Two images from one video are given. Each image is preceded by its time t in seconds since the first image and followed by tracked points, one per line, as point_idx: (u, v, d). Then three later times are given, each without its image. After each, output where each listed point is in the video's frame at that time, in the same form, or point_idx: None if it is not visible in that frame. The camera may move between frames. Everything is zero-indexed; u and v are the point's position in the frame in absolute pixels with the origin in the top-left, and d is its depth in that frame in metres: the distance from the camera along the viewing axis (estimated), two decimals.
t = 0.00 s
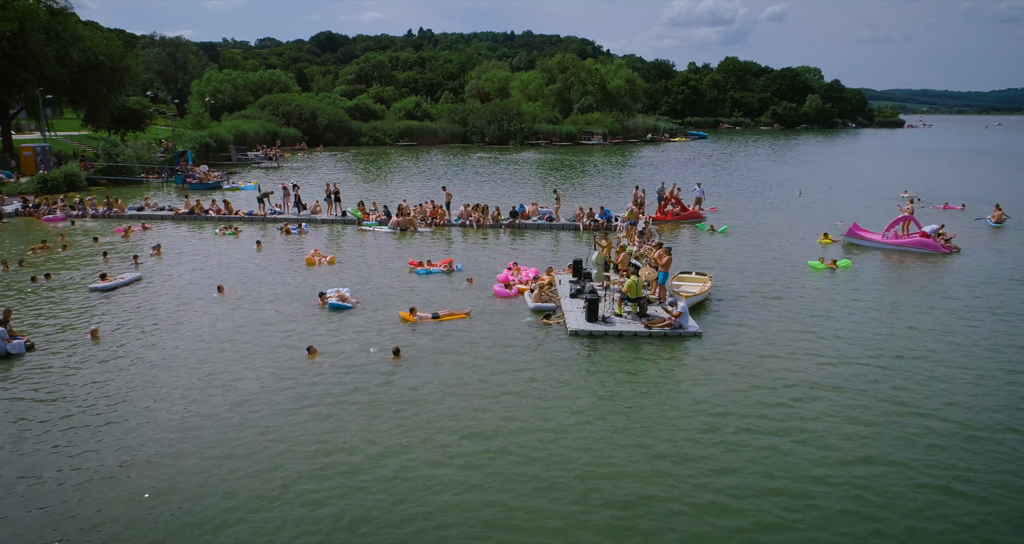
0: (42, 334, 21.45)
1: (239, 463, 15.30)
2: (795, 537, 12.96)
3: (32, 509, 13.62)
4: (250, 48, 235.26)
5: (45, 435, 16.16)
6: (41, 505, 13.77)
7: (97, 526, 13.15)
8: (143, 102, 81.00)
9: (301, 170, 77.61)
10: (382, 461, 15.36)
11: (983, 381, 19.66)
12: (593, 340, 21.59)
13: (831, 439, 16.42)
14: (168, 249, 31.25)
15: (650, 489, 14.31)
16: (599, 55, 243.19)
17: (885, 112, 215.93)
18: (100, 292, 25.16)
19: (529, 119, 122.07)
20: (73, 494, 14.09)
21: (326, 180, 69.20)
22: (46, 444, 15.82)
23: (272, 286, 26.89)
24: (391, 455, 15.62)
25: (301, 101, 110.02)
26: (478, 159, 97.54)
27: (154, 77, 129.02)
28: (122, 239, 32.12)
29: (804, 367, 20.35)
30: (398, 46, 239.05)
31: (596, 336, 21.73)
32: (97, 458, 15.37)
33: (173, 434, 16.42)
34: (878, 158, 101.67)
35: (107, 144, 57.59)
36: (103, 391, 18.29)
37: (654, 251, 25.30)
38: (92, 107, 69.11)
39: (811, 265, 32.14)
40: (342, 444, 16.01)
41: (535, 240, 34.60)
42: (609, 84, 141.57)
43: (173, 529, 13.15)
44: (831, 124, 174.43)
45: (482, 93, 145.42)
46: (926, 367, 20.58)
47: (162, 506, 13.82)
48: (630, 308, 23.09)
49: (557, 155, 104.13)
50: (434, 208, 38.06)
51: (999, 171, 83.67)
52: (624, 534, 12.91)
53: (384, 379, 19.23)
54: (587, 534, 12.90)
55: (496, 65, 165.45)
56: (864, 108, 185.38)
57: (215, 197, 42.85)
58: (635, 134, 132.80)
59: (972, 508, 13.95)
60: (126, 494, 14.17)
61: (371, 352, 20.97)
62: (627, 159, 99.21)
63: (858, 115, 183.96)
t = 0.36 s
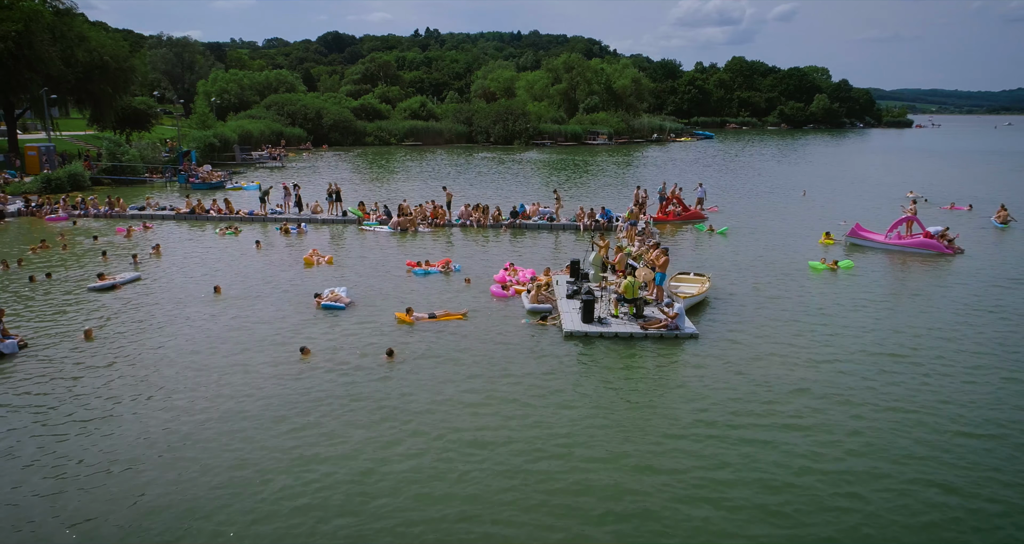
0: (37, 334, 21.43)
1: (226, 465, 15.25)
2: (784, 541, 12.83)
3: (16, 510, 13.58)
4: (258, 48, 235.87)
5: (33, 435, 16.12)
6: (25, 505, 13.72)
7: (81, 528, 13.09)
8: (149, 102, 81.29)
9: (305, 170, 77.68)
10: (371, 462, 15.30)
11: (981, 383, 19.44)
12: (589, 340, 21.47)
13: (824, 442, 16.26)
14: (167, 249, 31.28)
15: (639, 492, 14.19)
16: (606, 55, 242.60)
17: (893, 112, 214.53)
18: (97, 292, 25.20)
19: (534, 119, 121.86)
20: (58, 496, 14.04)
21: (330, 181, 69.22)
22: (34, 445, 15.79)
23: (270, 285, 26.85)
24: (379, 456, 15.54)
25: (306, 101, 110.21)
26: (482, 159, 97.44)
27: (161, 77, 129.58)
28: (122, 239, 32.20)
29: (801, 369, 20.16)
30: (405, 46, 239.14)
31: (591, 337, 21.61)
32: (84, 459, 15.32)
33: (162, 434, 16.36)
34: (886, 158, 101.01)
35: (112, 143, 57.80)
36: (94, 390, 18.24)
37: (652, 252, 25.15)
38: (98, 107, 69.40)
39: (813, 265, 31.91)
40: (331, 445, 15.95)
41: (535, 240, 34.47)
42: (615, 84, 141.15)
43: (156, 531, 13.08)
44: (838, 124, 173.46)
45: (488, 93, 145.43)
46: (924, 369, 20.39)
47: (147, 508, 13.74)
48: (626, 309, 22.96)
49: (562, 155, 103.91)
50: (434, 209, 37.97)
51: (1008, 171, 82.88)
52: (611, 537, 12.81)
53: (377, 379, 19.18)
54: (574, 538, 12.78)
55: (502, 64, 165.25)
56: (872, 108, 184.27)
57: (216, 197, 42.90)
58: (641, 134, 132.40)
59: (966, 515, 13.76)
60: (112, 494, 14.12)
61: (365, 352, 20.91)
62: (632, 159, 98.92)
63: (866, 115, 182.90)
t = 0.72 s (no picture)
0: (31, 333, 21.45)
1: (215, 465, 15.14)
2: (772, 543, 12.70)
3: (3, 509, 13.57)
4: (266, 49, 236.58)
5: (23, 434, 16.10)
6: (11, 505, 13.67)
7: (66, 527, 13.04)
8: (155, 102, 81.58)
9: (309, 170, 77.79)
10: (359, 462, 15.23)
11: (979, 385, 19.24)
12: (584, 342, 21.35)
13: (817, 444, 16.10)
14: (167, 248, 31.33)
15: (632, 496, 14.01)
16: (614, 55, 242.16)
17: (902, 113, 213.27)
18: (95, 292, 25.25)
19: (540, 119, 121.71)
20: (45, 495, 14.01)
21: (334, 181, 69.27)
22: (23, 444, 15.75)
23: (267, 285, 26.83)
24: (370, 458, 15.42)
25: (312, 101, 110.40)
26: (488, 159, 97.36)
27: (168, 77, 130.03)
28: (123, 238, 32.26)
29: (797, 370, 19.98)
30: (412, 46, 239.27)
31: (587, 339, 21.48)
32: (72, 458, 15.29)
33: (151, 434, 16.35)
34: (894, 158, 100.46)
35: (116, 143, 58.01)
36: (86, 390, 18.24)
37: (649, 253, 25.00)
38: (103, 107, 69.63)
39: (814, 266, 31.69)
40: (319, 445, 15.90)
41: (535, 240, 34.36)
42: (621, 84, 140.81)
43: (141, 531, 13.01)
44: (847, 124, 172.52)
45: (494, 93, 145.34)
46: (922, 371, 20.19)
47: (132, 508, 13.68)
48: (622, 311, 22.82)
49: (567, 155, 103.74)
50: (435, 209, 37.91)
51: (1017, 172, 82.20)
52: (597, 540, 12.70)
53: (369, 380, 19.12)
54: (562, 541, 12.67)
55: (509, 64, 165.16)
56: (880, 108, 183.30)
57: (218, 197, 42.99)
58: (647, 134, 132.05)
59: (963, 520, 13.54)
60: (97, 495, 14.06)
61: (359, 352, 20.85)
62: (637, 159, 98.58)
63: (875, 116, 181.95)
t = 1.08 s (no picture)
0: (27, 333, 21.57)
1: (203, 466, 15.14)
2: None
3: None
4: (275, 49, 237.34)
5: (14, 433, 16.21)
6: None
7: (51, 526, 13.09)
8: (162, 102, 81.93)
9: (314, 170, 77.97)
10: (345, 463, 15.23)
11: (977, 386, 19.06)
12: (579, 343, 21.27)
13: (807, 445, 16.00)
14: (168, 248, 31.44)
15: (619, 498, 13.89)
16: (622, 54, 241.49)
17: (912, 113, 211.63)
18: (94, 292, 25.36)
19: (546, 119, 121.55)
20: (33, 494, 14.06)
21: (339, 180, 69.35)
22: (14, 443, 15.86)
23: (266, 285, 26.89)
24: (358, 460, 15.37)
25: (318, 101, 110.66)
26: (493, 159, 97.28)
27: (177, 77, 130.67)
28: (125, 237, 32.41)
29: (793, 371, 19.84)
30: (420, 46, 239.49)
31: (582, 340, 21.40)
32: (60, 457, 15.36)
33: (142, 433, 16.41)
34: (903, 158, 99.68)
35: (122, 143, 58.31)
36: (79, 389, 18.34)
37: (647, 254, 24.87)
38: (110, 106, 69.93)
39: (816, 266, 31.43)
40: (307, 445, 15.92)
41: (536, 241, 34.29)
42: (628, 84, 140.41)
43: (126, 530, 13.03)
44: (856, 124, 171.43)
45: (501, 93, 145.39)
46: (920, 372, 19.98)
47: (119, 506, 13.72)
48: (619, 312, 22.73)
49: (573, 155, 103.55)
50: (437, 209, 37.92)
51: None
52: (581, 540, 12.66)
53: (362, 380, 19.10)
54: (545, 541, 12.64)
55: (516, 64, 165.02)
56: (890, 107, 182.09)
57: (222, 197, 43.14)
58: (654, 133, 131.64)
59: (956, 524, 13.33)
60: (85, 493, 14.12)
61: (354, 353, 20.84)
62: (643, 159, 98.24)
63: (884, 115, 180.81)
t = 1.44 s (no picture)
0: (24, 333, 21.61)
1: (193, 466, 15.06)
2: None
3: None
4: (284, 49, 237.96)
5: (4, 433, 16.16)
6: None
7: (37, 526, 13.05)
8: (168, 102, 82.10)
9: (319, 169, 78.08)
10: (333, 462, 15.15)
11: (975, 388, 18.83)
12: (574, 344, 21.16)
13: (801, 447, 15.81)
14: (168, 247, 31.50)
15: (607, 500, 13.76)
16: (630, 54, 240.65)
17: (922, 113, 210.03)
18: (93, 291, 25.42)
19: (552, 119, 121.33)
20: (20, 494, 14.01)
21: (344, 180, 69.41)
22: (3, 444, 15.77)
23: (264, 284, 26.88)
24: (348, 460, 15.26)
25: (325, 101, 110.80)
26: (499, 159, 97.17)
27: (185, 77, 131.18)
28: (126, 237, 32.50)
29: (789, 372, 19.66)
30: (427, 46, 239.52)
31: (577, 341, 21.30)
32: (49, 457, 15.32)
33: (132, 433, 16.35)
34: (912, 159, 98.96)
35: (127, 142, 58.54)
36: (71, 388, 18.31)
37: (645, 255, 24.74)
38: (116, 106, 70.21)
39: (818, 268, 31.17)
40: (296, 444, 15.86)
41: (537, 241, 34.16)
42: (635, 84, 139.93)
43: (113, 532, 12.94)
44: (865, 124, 170.40)
45: (507, 93, 145.35)
46: (918, 374, 19.76)
47: (106, 509, 13.61)
48: (614, 313, 22.64)
49: (579, 155, 103.31)
50: (438, 209, 37.87)
51: None
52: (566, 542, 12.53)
53: (355, 379, 19.04)
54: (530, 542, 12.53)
55: (523, 64, 164.80)
56: (899, 107, 180.85)
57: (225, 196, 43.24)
58: (660, 134, 131.20)
59: (951, 531, 13.08)
60: (73, 495, 14.04)
61: (348, 352, 20.79)
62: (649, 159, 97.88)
63: (894, 116, 179.60)
